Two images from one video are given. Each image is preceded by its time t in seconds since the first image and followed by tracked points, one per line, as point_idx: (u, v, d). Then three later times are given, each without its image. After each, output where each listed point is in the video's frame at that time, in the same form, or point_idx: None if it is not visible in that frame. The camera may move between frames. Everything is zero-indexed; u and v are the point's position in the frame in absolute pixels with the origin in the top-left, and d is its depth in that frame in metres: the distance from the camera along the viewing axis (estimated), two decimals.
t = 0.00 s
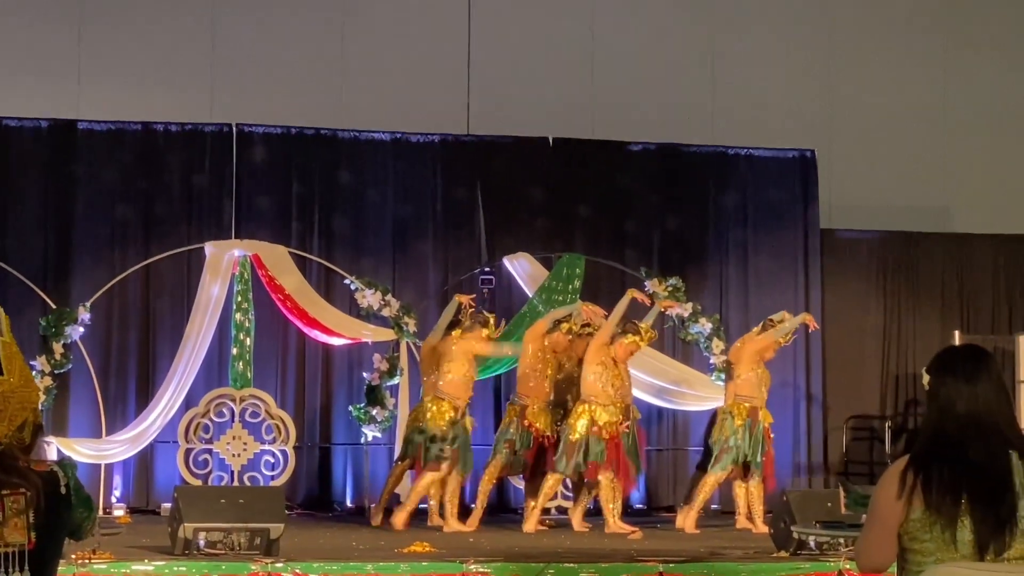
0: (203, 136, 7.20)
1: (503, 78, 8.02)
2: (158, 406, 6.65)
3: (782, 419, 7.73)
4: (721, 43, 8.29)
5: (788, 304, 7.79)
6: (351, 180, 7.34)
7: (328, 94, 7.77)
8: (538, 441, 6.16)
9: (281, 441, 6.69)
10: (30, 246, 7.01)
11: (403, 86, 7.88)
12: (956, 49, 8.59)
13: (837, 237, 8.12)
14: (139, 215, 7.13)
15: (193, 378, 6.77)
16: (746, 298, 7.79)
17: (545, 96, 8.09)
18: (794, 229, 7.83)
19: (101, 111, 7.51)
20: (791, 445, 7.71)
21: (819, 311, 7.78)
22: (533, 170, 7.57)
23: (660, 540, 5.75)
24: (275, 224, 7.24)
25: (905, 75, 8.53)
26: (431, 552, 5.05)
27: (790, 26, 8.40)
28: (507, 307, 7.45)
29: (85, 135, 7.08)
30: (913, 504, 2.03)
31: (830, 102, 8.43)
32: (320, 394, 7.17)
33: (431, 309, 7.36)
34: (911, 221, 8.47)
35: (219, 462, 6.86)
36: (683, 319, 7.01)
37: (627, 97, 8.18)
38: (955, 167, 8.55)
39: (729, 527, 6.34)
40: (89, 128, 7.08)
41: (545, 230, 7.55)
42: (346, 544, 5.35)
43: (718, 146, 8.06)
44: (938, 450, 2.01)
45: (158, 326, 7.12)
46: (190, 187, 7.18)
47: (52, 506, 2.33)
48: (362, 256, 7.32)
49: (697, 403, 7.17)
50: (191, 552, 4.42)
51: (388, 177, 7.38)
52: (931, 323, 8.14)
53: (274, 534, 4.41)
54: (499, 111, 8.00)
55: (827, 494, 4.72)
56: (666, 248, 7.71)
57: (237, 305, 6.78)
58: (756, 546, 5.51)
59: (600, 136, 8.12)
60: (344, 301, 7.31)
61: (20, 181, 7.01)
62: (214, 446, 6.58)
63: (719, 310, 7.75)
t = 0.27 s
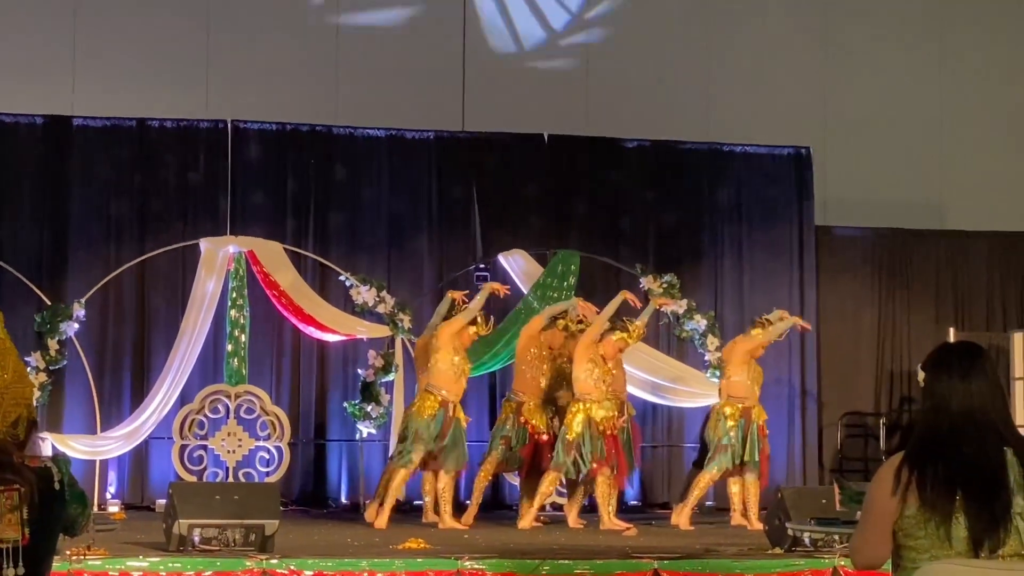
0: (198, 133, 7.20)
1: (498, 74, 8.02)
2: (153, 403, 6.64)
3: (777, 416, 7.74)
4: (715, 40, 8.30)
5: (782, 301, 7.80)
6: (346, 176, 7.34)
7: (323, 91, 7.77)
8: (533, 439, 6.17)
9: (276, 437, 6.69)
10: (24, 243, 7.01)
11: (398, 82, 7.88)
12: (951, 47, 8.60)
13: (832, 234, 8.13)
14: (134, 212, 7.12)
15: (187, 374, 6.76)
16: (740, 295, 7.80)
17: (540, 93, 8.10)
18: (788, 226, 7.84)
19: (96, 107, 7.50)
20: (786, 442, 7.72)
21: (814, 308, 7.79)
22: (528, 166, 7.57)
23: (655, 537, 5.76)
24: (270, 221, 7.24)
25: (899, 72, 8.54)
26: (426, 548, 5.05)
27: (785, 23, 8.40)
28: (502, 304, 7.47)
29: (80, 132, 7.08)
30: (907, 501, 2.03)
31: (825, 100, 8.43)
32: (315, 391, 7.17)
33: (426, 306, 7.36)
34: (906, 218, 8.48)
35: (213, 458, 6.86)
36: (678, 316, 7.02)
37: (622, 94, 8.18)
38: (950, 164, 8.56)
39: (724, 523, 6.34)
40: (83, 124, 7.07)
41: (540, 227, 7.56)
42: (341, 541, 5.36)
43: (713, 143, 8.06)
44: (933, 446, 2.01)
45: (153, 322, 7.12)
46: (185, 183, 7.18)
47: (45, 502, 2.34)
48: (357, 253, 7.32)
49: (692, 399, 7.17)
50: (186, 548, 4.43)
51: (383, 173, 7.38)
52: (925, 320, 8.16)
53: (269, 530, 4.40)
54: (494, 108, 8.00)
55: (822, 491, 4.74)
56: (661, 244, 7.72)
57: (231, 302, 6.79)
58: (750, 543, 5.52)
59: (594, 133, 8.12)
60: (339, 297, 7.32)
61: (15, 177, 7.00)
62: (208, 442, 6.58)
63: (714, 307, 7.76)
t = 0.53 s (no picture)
0: (195, 130, 7.19)
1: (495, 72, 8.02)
2: (150, 400, 6.64)
3: (773, 414, 7.75)
4: (711, 38, 8.30)
5: (779, 299, 7.80)
6: (343, 174, 7.33)
7: (320, 89, 7.76)
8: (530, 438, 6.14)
9: (272, 435, 6.69)
10: (21, 241, 7.01)
11: (395, 80, 7.88)
12: (947, 45, 8.61)
13: (828, 232, 8.13)
14: (131, 210, 7.12)
15: (184, 372, 6.76)
16: (737, 293, 7.80)
17: (537, 91, 8.09)
18: (786, 224, 7.85)
19: (93, 105, 7.50)
20: (783, 439, 7.73)
21: (810, 307, 7.80)
22: (525, 164, 7.57)
23: (652, 535, 5.77)
24: (267, 219, 7.24)
25: (895, 70, 8.55)
26: (422, 546, 5.06)
27: (782, 21, 8.40)
28: (498, 301, 7.49)
29: (76, 129, 7.07)
30: (904, 499, 2.04)
31: (821, 97, 8.44)
32: (312, 387, 7.17)
33: (423, 303, 7.36)
34: (903, 217, 8.49)
35: (210, 456, 6.86)
36: (675, 313, 7.02)
37: (620, 92, 8.18)
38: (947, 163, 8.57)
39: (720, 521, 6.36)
40: (80, 122, 7.07)
41: (536, 225, 7.56)
42: (337, 539, 5.36)
43: (710, 141, 8.06)
44: (929, 444, 2.02)
45: (149, 320, 7.12)
46: (182, 181, 7.18)
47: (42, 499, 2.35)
48: (354, 251, 7.33)
49: (689, 397, 7.18)
50: (182, 545, 4.41)
51: (380, 171, 7.38)
52: (922, 318, 8.17)
53: (266, 528, 4.41)
54: (491, 106, 8.00)
55: (818, 489, 4.73)
56: (657, 243, 7.72)
57: (228, 299, 6.77)
58: (747, 541, 5.53)
59: (591, 131, 8.13)
60: (336, 295, 7.32)
61: (12, 173, 7.01)
62: (205, 440, 6.58)
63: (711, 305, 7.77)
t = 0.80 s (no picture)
0: (192, 129, 7.19)
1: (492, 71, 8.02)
2: (147, 399, 6.63)
3: (771, 414, 7.75)
4: (709, 37, 8.30)
5: (777, 299, 7.81)
6: (341, 173, 7.33)
7: (318, 87, 7.76)
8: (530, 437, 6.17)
9: (270, 434, 6.69)
10: (18, 239, 7.00)
11: (393, 79, 7.87)
12: (945, 44, 8.61)
13: (826, 231, 8.13)
14: (128, 209, 7.12)
15: (181, 371, 6.75)
16: (735, 292, 7.81)
17: (535, 90, 8.09)
18: (783, 223, 7.85)
19: (91, 104, 7.50)
20: (780, 438, 7.73)
21: (808, 306, 7.80)
22: (523, 163, 7.57)
23: (650, 534, 5.77)
24: (265, 218, 7.24)
25: (893, 69, 8.55)
26: (420, 545, 5.06)
27: (780, 20, 8.40)
28: (496, 300, 7.50)
29: (74, 128, 7.06)
30: (901, 498, 2.04)
31: (819, 97, 8.44)
32: (310, 386, 7.17)
33: (421, 303, 7.36)
34: (900, 216, 8.49)
35: (208, 455, 6.85)
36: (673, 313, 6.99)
37: (617, 91, 8.19)
38: (945, 162, 8.58)
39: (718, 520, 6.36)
40: (78, 121, 7.06)
41: (534, 224, 7.56)
42: (335, 538, 5.36)
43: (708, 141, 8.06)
44: (927, 443, 2.02)
45: (147, 320, 7.11)
46: (179, 180, 7.17)
47: (39, 498, 2.34)
48: (352, 250, 7.33)
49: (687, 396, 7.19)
50: (180, 544, 4.40)
51: (378, 170, 7.38)
52: (919, 318, 8.17)
53: (264, 527, 4.43)
54: (489, 105, 8.00)
55: (816, 488, 4.73)
56: (655, 242, 7.72)
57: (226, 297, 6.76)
58: (744, 540, 5.53)
59: (589, 130, 8.13)
60: (334, 294, 7.33)
61: (9, 172, 7.00)
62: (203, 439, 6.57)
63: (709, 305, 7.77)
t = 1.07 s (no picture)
0: (192, 129, 7.19)
1: (492, 71, 8.02)
2: (146, 399, 6.63)
3: (770, 414, 7.75)
4: (709, 37, 8.30)
5: (775, 299, 7.82)
6: (340, 172, 7.33)
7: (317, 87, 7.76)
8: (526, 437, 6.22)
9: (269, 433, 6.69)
10: (17, 239, 7.00)
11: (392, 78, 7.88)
12: (945, 44, 8.61)
13: (824, 231, 8.13)
14: (127, 208, 7.12)
15: (180, 371, 6.75)
16: (734, 291, 7.81)
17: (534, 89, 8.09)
18: (783, 223, 7.85)
19: (90, 104, 7.50)
20: (779, 438, 7.73)
21: (807, 306, 7.80)
22: (522, 163, 7.57)
23: (649, 534, 5.77)
24: (264, 217, 7.23)
25: (893, 69, 8.55)
26: (419, 545, 5.06)
27: (779, 20, 8.40)
28: (495, 299, 7.50)
29: (73, 127, 7.06)
30: (900, 498, 2.04)
31: (819, 96, 8.44)
32: (308, 385, 7.17)
33: (420, 302, 7.36)
34: (899, 216, 8.50)
35: (206, 454, 6.85)
36: (672, 313, 7.03)
37: (617, 91, 8.19)
38: (944, 162, 8.58)
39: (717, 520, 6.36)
40: (77, 120, 7.06)
41: (534, 224, 7.56)
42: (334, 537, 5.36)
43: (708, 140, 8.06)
44: (925, 443, 2.02)
45: (146, 319, 7.12)
46: (178, 180, 7.17)
47: (38, 498, 2.35)
48: (351, 249, 7.33)
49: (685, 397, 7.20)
50: (179, 544, 4.40)
51: (377, 169, 7.38)
52: (918, 318, 8.17)
53: (263, 527, 4.43)
54: (488, 105, 8.00)
55: (815, 488, 4.73)
56: (654, 241, 7.73)
57: (225, 297, 6.75)
58: (742, 540, 5.53)
59: (588, 130, 8.13)
60: (333, 294, 7.33)
61: (9, 171, 7.00)
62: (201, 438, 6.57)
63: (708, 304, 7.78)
